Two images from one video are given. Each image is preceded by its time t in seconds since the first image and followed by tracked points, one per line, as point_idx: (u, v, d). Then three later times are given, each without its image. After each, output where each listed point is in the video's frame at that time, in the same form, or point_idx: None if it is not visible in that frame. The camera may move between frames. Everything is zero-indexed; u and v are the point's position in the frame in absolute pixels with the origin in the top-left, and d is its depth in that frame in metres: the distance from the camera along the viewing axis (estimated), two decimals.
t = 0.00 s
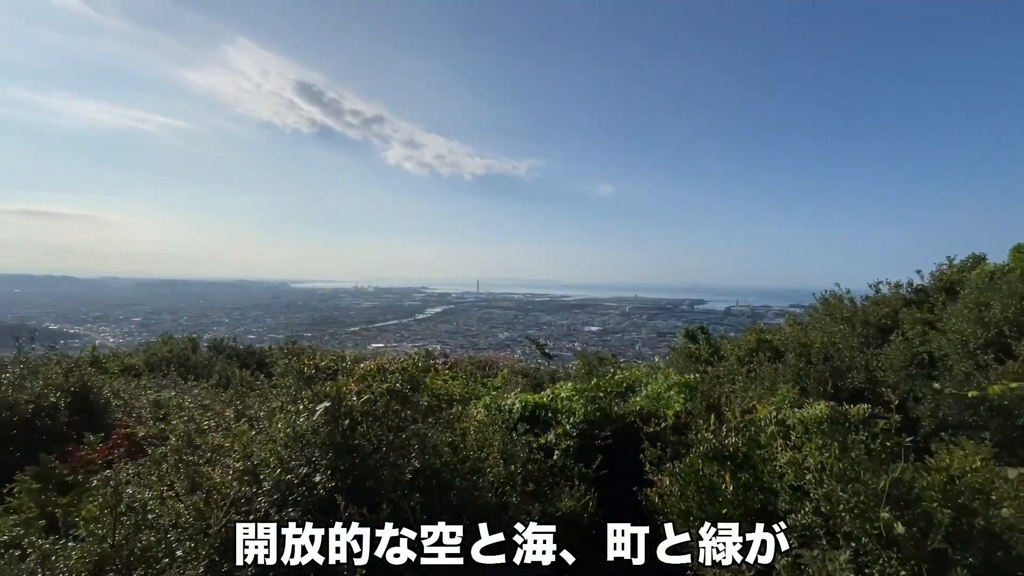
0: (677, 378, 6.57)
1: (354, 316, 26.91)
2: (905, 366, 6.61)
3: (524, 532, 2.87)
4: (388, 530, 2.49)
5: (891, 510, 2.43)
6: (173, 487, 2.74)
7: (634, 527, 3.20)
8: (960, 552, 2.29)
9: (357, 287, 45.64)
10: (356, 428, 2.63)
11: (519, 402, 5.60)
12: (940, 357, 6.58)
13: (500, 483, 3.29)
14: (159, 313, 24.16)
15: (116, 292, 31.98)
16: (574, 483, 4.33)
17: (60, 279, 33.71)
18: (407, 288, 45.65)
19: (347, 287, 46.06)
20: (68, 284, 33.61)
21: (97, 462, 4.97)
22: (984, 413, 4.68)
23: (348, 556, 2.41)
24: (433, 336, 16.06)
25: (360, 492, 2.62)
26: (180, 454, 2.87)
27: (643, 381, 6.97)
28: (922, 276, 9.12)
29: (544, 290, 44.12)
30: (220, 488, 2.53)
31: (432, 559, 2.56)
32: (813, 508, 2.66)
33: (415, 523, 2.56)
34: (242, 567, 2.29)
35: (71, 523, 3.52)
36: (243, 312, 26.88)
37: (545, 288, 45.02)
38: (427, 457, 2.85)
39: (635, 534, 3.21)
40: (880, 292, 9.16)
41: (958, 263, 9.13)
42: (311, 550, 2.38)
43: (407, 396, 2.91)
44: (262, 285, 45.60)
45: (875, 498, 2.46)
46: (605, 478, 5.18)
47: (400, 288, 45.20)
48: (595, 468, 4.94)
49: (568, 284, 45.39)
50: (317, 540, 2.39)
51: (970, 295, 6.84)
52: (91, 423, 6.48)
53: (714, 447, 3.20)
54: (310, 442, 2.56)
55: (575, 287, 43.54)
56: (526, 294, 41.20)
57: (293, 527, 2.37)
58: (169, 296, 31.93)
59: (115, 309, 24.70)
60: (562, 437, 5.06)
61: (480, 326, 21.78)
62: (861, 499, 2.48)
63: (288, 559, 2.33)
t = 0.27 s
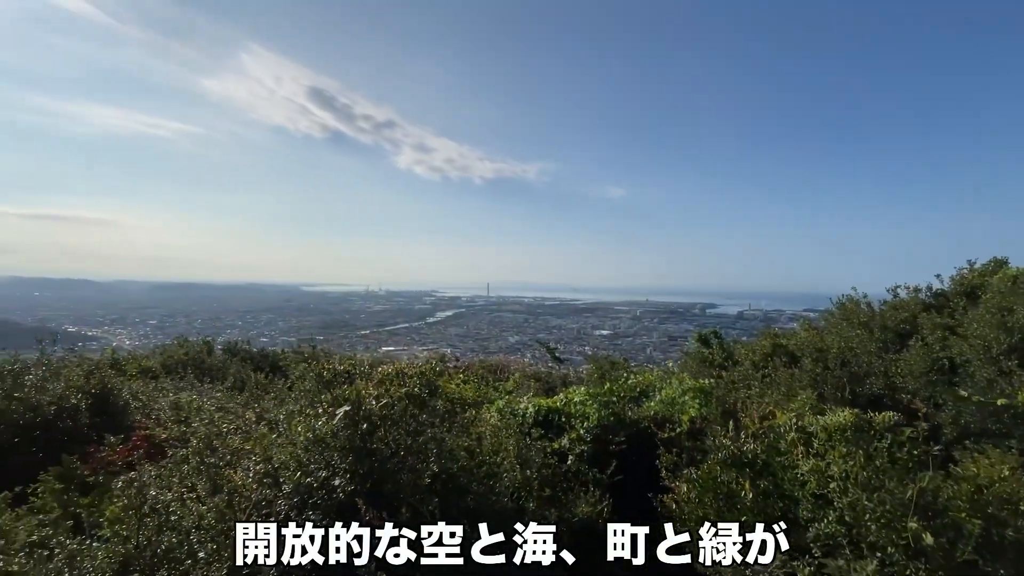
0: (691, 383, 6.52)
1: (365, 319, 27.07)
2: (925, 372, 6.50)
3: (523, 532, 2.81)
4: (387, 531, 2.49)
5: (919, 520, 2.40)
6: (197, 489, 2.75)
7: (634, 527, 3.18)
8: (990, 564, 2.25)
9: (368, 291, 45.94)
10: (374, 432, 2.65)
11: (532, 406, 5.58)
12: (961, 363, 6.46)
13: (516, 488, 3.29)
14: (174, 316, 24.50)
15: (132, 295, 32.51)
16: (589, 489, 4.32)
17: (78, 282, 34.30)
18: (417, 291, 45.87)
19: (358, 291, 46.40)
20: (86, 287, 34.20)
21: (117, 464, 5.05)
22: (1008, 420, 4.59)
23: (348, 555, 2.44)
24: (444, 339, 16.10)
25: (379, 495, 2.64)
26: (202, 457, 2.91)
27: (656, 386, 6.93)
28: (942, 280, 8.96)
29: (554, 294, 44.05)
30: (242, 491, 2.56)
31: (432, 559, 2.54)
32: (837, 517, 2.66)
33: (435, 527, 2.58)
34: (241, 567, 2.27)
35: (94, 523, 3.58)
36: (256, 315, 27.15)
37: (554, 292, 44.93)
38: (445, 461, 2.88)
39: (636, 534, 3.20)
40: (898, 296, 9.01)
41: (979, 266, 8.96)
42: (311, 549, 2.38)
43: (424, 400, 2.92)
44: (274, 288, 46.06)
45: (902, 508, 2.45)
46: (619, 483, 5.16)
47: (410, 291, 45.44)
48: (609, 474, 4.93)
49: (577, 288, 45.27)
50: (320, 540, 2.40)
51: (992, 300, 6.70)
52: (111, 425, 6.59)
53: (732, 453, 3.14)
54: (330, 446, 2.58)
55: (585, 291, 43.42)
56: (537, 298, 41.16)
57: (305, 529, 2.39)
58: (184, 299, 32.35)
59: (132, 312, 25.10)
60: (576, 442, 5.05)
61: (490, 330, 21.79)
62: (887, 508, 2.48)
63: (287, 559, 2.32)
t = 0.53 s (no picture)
0: (708, 388, 6.46)
1: (377, 321, 27.24)
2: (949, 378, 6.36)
3: (524, 532, 2.81)
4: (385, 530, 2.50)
5: (951, 529, 2.37)
6: (222, 489, 2.79)
7: (633, 526, 3.12)
8: None
9: (381, 293, 46.25)
10: (397, 435, 2.67)
11: (548, 410, 5.58)
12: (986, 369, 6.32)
13: (535, 493, 3.29)
14: (190, 318, 24.87)
15: (150, 298, 33.07)
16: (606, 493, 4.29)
17: (98, 285, 34.98)
18: (429, 294, 46.06)
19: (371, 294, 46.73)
20: (105, 290, 34.87)
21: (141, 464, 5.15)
22: None
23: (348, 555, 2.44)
24: (457, 342, 16.14)
25: (401, 498, 2.67)
26: (227, 457, 2.96)
27: (672, 390, 6.87)
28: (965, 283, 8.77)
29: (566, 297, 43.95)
30: (267, 491, 2.60)
31: (432, 559, 2.56)
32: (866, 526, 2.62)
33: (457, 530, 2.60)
34: (241, 567, 2.26)
35: (120, 522, 3.65)
36: (270, 317, 27.48)
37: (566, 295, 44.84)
38: (466, 464, 2.89)
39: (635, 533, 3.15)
40: (919, 300, 8.85)
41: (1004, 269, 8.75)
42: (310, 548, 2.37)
43: (445, 403, 2.94)
44: (288, 291, 46.59)
45: (935, 517, 2.42)
46: (636, 488, 5.13)
47: (422, 294, 45.66)
48: (626, 479, 4.89)
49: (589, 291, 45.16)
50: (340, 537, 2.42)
51: (1018, 304, 6.55)
52: (133, 426, 6.71)
53: (753, 459, 3.09)
54: (353, 448, 2.61)
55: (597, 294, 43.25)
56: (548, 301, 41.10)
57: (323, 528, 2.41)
58: (200, 301, 32.84)
59: (150, 314, 25.54)
60: (592, 446, 5.04)
61: (502, 333, 21.80)
62: (919, 517, 2.42)
63: (287, 559, 2.30)
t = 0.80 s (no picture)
0: (727, 392, 6.39)
1: (391, 324, 27.43)
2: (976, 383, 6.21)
3: (524, 532, 2.79)
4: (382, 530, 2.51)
5: (986, 540, 2.33)
6: (249, 489, 2.83)
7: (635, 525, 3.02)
8: None
9: (394, 296, 46.57)
10: (420, 438, 2.70)
11: (565, 413, 5.57)
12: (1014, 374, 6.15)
13: (555, 495, 3.29)
14: (208, 320, 25.28)
15: (169, 300, 33.70)
16: (624, 497, 4.26)
17: (119, 287, 35.73)
18: (442, 297, 46.25)
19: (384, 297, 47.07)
20: (126, 292, 35.61)
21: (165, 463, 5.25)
22: None
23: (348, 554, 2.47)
24: (470, 345, 16.17)
25: (424, 500, 2.70)
26: (253, 457, 3.02)
27: (689, 394, 6.82)
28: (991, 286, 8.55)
29: (579, 299, 43.83)
30: (293, 492, 2.65)
31: (432, 559, 2.57)
32: (895, 534, 2.57)
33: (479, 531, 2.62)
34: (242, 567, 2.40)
35: (147, 520, 3.73)
36: (286, 319, 27.83)
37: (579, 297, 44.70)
38: (487, 467, 2.91)
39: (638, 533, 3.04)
40: (944, 303, 8.65)
41: None
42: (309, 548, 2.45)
43: (467, 407, 2.96)
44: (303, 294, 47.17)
45: (968, 526, 2.38)
46: (655, 492, 5.10)
47: (435, 297, 45.85)
48: (644, 483, 4.86)
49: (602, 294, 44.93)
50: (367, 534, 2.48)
51: None
52: (156, 425, 6.85)
53: (777, 465, 3.04)
54: (376, 450, 2.64)
55: (610, 296, 43.02)
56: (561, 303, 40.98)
57: (351, 527, 2.48)
58: (218, 304, 33.39)
59: (169, 316, 26.03)
60: (610, 450, 5.02)
61: (515, 335, 21.79)
62: (952, 526, 2.39)
63: (287, 559, 2.42)
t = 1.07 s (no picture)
0: (746, 395, 6.31)
1: (405, 326, 27.61)
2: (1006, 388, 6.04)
3: (524, 532, 2.75)
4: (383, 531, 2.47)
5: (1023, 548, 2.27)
6: (273, 489, 2.88)
7: (634, 526, 2.96)
8: None
9: (408, 299, 46.88)
10: (442, 439, 2.73)
11: (581, 415, 5.55)
12: None
13: (575, 498, 3.29)
14: (227, 321, 25.69)
15: (189, 302, 34.35)
16: (643, 501, 4.23)
17: (142, 289, 36.57)
18: (456, 299, 46.42)
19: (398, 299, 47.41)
20: (149, 294, 36.44)
21: (189, 462, 5.35)
22: None
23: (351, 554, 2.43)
24: (484, 347, 16.18)
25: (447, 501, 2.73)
26: (277, 457, 3.06)
27: (707, 397, 6.75)
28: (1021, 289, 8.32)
29: (593, 302, 43.63)
30: (316, 491, 2.68)
31: (432, 559, 2.54)
32: (927, 541, 2.51)
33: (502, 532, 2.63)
34: (241, 568, 2.35)
35: (172, 517, 3.80)
36: (303, 320, 28.22)
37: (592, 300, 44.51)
38: (507, 468, 2.93)
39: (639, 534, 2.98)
40: (970, 306, 8.44)
41: None
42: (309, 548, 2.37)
43: (487, 409, 2.99)
44: (319, 296, 47.74)
45: (1003, 533, 2.33)
46: (673, 496, 5.05)
47: (449, 299, 46.03)
48: (663, 487, 4.82)
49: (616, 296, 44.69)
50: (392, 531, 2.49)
51: None
52: (180, 424, 6.99)
53: (801, 470, 3.00)
54: (398, 451, 2.67)
55: (624, 299, 42.75)
56: (575, 305, 40.83)
57: (375, 527, 2.48)
58: (237, 305, 33.97)
59: (190, 317, 26.54)
60: (628, 453, 4.99)
61: (529, 338, 21.78)
62: (986, 533, 2.34)
63: (288, 559, 2.34)
